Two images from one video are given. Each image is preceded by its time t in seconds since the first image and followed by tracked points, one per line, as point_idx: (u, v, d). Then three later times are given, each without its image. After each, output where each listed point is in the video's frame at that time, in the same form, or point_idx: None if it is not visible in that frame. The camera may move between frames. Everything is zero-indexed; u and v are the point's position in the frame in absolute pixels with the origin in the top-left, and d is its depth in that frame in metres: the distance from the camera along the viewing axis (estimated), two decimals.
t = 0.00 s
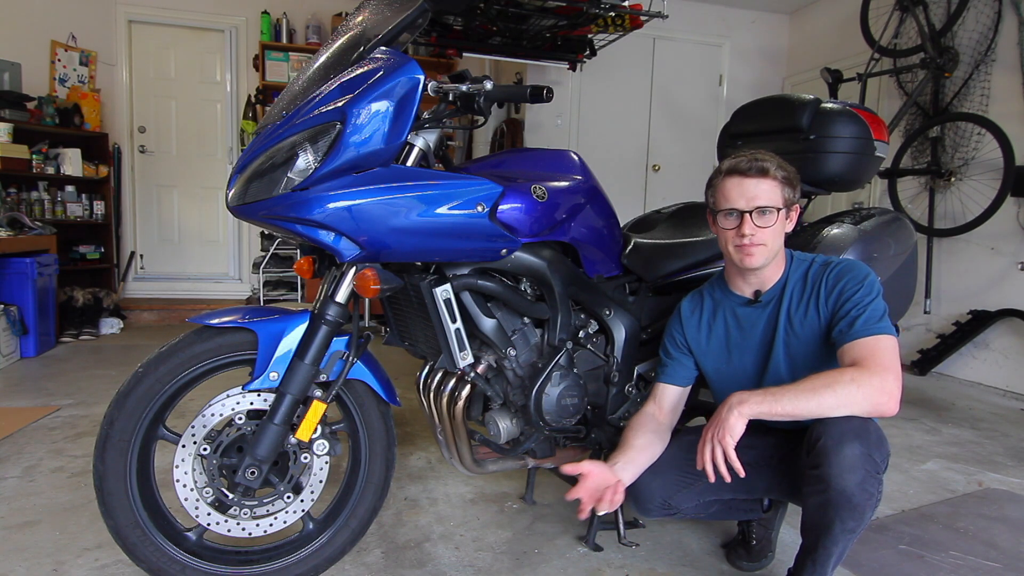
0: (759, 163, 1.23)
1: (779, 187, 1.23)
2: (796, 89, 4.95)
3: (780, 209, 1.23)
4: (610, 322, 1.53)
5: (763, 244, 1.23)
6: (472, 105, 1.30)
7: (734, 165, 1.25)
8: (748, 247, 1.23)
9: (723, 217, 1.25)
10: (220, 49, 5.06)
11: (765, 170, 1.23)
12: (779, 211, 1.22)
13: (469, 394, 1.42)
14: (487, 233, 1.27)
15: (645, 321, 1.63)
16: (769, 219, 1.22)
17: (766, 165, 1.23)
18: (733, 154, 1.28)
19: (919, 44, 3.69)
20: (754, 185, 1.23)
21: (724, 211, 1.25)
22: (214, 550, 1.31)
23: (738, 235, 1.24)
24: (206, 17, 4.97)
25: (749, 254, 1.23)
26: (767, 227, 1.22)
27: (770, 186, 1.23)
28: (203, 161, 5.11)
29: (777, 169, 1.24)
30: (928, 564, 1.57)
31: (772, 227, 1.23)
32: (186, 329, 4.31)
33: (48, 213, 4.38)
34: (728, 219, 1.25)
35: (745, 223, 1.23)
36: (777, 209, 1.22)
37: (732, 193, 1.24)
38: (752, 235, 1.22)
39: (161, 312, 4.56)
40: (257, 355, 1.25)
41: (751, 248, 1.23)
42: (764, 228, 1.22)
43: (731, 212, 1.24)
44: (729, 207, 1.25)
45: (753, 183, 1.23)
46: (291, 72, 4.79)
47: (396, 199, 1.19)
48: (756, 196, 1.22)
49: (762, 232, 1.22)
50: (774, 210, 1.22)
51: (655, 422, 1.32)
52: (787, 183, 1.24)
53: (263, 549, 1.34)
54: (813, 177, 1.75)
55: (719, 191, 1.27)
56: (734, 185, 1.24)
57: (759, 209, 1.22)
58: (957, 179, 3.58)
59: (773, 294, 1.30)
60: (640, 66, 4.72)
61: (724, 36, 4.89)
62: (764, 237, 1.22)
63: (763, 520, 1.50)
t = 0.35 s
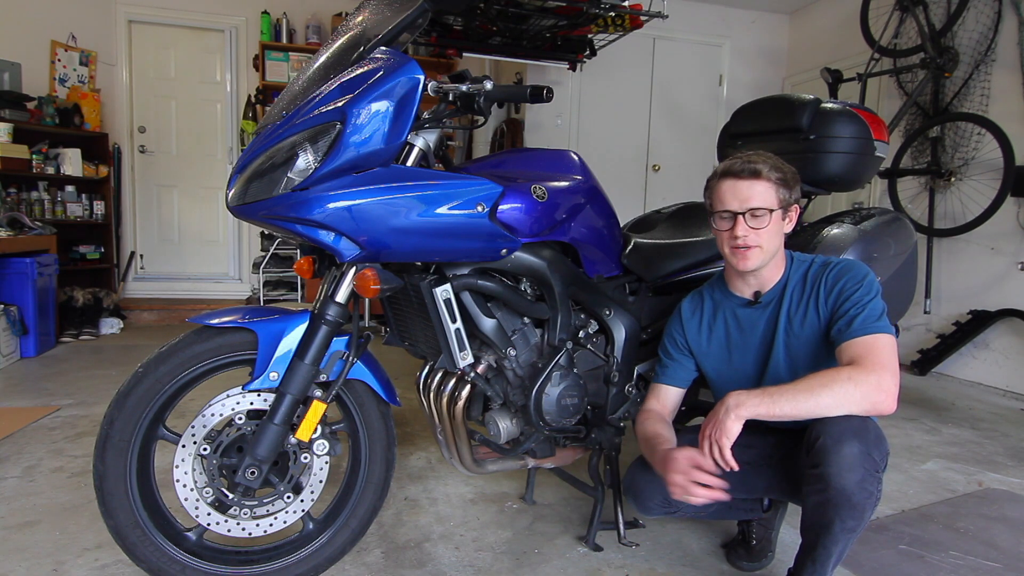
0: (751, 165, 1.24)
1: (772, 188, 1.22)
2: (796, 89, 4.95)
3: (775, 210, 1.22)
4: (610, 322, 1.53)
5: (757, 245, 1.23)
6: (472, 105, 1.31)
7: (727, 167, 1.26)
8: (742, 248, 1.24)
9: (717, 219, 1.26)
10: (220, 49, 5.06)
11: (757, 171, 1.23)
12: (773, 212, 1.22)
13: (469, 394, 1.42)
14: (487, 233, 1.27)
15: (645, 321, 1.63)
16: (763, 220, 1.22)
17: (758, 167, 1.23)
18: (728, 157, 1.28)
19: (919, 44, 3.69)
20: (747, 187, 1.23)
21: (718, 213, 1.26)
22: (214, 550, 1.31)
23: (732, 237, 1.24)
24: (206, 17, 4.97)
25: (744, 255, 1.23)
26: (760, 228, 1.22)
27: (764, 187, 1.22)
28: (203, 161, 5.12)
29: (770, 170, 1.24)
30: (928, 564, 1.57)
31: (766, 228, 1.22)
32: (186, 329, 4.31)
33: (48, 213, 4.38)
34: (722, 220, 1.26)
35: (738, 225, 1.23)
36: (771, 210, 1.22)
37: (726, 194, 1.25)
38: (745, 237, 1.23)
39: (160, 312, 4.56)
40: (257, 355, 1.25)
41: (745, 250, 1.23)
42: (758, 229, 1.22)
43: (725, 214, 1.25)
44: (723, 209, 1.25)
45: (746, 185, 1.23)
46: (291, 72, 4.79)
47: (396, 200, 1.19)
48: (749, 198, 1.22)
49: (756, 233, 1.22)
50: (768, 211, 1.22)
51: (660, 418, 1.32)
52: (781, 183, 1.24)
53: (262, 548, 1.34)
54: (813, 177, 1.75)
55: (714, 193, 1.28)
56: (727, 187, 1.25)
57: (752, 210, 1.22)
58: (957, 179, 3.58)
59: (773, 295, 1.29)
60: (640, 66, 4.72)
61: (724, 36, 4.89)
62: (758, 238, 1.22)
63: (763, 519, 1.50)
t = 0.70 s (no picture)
0: (731, 164, 1.26)
1: (753, 183, 1.23)
2: (796, 89, 4.95)
3: (758, 205, 1.23)
4: (610, 321, 1.53)
5: (742, 240, 1.23)
6: (472, 105, 1.31)
7: (710, 170, 1.29)
8: (727, 245, 1.25)
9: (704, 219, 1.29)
10: (220, 49, 5.06)
11: (736, 170, 1.25)
12: (756, 207, 1.23)
13: (469, 394, 1.42)
14: (487, 233, 1.27)
15: (645, 321, 1.63)
16: (745, 215, 1.23)
17: (737, 165, 1.25)
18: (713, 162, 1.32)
19: (919, 44, 3.70)
20: (728, 185, 1.25)
21: (705, 213, 1.29)
22: (214, 550, 1.31)
23: (717, 235, 1.26)
24: (206, 17, 4.97)
25: (729, 251, 1.25)
26: (743, 223, 1.23)
27: (744, 184, 1.24)
28: (203, 161, 5.12)
29: (750, 166, 1.25)
30: (928, 564, 1.57)
31: (750, 222, 1.23)
32: (186, 330, 4.31)
33: (48, 213, 4.38)
34: (708, 220, 1.28)
35: (721, 222, 1.25)
36: (753, 204, 1.23)
37: (710, 194, 1.28)
38: (729, 233, 1.24)
39: (160, 312, 4.56)
40: (257, 355, 1.25)
41: (730, 246, 1.24)
42: (741, 224, 1.23)
43: (709, 214, 1.27)
44: (708, 209, 1.28)
45: (727, 183, 1.25)
46: (291, 72, 4.79)
47: (396, 199, 1.19)
48: (730, 195, 1.24)
49: (739, 229, 1.23)
50: (749, 206, 1.22)
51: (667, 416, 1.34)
52: (766, 179, 1.25)
53: (263, 548, 1.34)
54: (813, 177, 1.75)
55: (702, 195, 1.31)
56: (711, 188, 1.28)
57: (733, 207, 1.23)
58: (957, 179, 3.58)
59: (773, 296, 1.30)
60: (640, 66, 4.72)
61: (724, 36, 4.89)
62: (741, 233, 1.23)
63: (763, 519, 1.50)
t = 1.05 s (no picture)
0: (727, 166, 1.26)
1: (748, 183, 1.24)
2: (796, 89, 4.95)
3: (755, 205, 1.23)
4: (610, 322, 1.53)
5: (741, 241, 1.23)
6: (472, 105, 1.31)
7: (707, 172, 1.29)
8: (728, 247, 1.25)
9: (703, 222, 1.29)
10: (220, 49, 5.06)
11: (732, 171, 1.25)
12: (753, 207, 1.23)
13: (469, 394, 1.42)
14: (488, 233, 1.27)
15: (645, 321, 1.63)
16: (744, 216, 1.23)
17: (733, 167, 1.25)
18: (709, 163, 1.32)
19: (919, 44, 3.70)
20: (724, 187, 1.25)
21: (702, 215, 1.29)
22: (214, 550, 1.31)
23: (717, 238, 1.26)
24: (206, 17, 4.97)
25: (730, 253, 1.25)
26: (742, 224, 1.23)
27: (741, 185, 1.24)
28: (203, 161, 5.12)
29: (745, 167, 1.25)
30: (928, 564, 1.57)
31: (748, 223, 1.23)
32: (186, 330, 4.31)
33: (48, 213, 4.38)
34: (707, 222, 1.28)
35: (720, 225, 1.25)
36: (752, 205, 1.23)
37: (706, 197, 1.28)
38: (729, 235, 1.24)
39: (161, 313, 4.56)
40: (257, 355, 1.25)
41: (730, 248, 1.25)
42: (739, 225, 1.23)
43: (708, 217, 1.27)
44: (706, 212, 1.28)
45: (723, 185, 1.25)
46: (291, 72, 4.79)
47: (396, 200, 1.19)
48: (727, 197, 1.24)
49: (738, 229, 1.23)
50: (748, 207, 1.23)
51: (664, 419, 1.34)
52: (762, 179, 1.25)
53: (262, 548, 1.34)
54: (813, 177, 1.75)
55: (700, 197, 1.31)
56: (707, 190, 1.28)
57: (732, 209, 1.23)
58: (957, 179, 3.58)
59: (774, 297, 1.30)
60: (640, 66, 4.72)
61: (724, 36, 4.89)
62: (740, 234, 1.23)
63: (763, 519, 1.50)
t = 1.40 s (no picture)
0: (744, 165, 1.25)
1: (766, 185, 1.23)
2: (795, 89, 4.95)
3: (772, 206, 1.23)
4: (610, 322, 1.53)
5: (760, 243, 1.23)
6: (472, 105, 1.31)
7: (720, 170, 1.26)
8: (745, 247, 1.24)
9: (716, 221, 1.26)
10: (220, 49, 5.06)
11: (750, 171, 1.24)
12: (772, 209, 1.23)
13: (469, 394, 1.42)
14: (488, 233, 1.27)
15: (645, 321, 1.63)
16: (764, 217, 1.22)
17: (751, 167, 1.24)
18: (718, 160, 1.29)
19: (919, 44, 3.70)
20: (743, 187, 1.23)
21: (716, 216, 1.26)
22: (214, 550, 1.31)
23: (734, 238, 1.24)
24: (206, 17, 4.97)
25: (748, 254, 1.23)
26: (761, 225, 1.22)
27: (759, 186, 1.23)
28: (203, 161, 5.12)
29: (762, 168, 1.24)
30: (928, 564, 1.57)
31: (767, 224, 1.23)
32: (185, 330, 4.31)
33: (48, 213, 4.38)
34: (721, 223, 1.26)
35: (739, 225, 1.23)
36: (770, 207, 1.23)
37: (721, 198, 1.25)
38: (747, 236, 1.23)
39: (160, 312, 4.56)
40: (257, 355, 1.26)
41: (748, 249, 1.23)
42: (759, 226, 1.22)
43: (724, 216, 1.25)
44: (721, 212, 1.25)
45: (742, 185, 1.23)
46: (291, 72, 4.79)
47: (396, 199, 1.19)
48: (745, 198, 1.23)
49: (758, 231, 1.22)
50: (767, 209, 1.22)
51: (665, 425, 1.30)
52: (776, 180, 1.25)
53: (262, 548, 1.34)
54: (813, 177, 1.75)
55: (709, 198, 1.28)
56: (722, 190, 1.25)
57: (751, 209, 1.22)
58: (957, 179, 3.58)
59: (775, 296, 1.30)
60: (640, 66, 4.72)
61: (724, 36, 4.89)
62: (760, 235, 1.23)
63: (763, 520, 1.50)
